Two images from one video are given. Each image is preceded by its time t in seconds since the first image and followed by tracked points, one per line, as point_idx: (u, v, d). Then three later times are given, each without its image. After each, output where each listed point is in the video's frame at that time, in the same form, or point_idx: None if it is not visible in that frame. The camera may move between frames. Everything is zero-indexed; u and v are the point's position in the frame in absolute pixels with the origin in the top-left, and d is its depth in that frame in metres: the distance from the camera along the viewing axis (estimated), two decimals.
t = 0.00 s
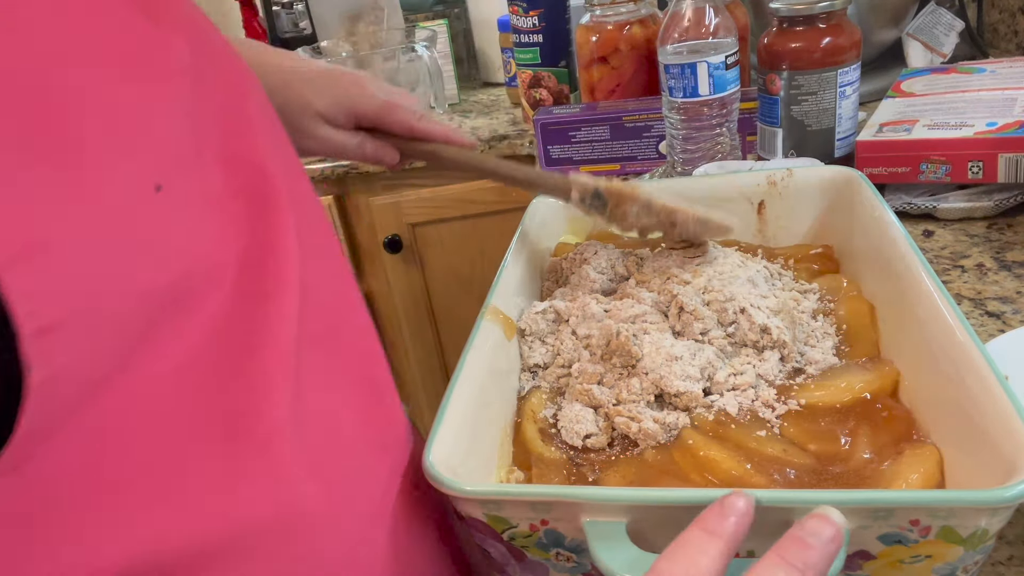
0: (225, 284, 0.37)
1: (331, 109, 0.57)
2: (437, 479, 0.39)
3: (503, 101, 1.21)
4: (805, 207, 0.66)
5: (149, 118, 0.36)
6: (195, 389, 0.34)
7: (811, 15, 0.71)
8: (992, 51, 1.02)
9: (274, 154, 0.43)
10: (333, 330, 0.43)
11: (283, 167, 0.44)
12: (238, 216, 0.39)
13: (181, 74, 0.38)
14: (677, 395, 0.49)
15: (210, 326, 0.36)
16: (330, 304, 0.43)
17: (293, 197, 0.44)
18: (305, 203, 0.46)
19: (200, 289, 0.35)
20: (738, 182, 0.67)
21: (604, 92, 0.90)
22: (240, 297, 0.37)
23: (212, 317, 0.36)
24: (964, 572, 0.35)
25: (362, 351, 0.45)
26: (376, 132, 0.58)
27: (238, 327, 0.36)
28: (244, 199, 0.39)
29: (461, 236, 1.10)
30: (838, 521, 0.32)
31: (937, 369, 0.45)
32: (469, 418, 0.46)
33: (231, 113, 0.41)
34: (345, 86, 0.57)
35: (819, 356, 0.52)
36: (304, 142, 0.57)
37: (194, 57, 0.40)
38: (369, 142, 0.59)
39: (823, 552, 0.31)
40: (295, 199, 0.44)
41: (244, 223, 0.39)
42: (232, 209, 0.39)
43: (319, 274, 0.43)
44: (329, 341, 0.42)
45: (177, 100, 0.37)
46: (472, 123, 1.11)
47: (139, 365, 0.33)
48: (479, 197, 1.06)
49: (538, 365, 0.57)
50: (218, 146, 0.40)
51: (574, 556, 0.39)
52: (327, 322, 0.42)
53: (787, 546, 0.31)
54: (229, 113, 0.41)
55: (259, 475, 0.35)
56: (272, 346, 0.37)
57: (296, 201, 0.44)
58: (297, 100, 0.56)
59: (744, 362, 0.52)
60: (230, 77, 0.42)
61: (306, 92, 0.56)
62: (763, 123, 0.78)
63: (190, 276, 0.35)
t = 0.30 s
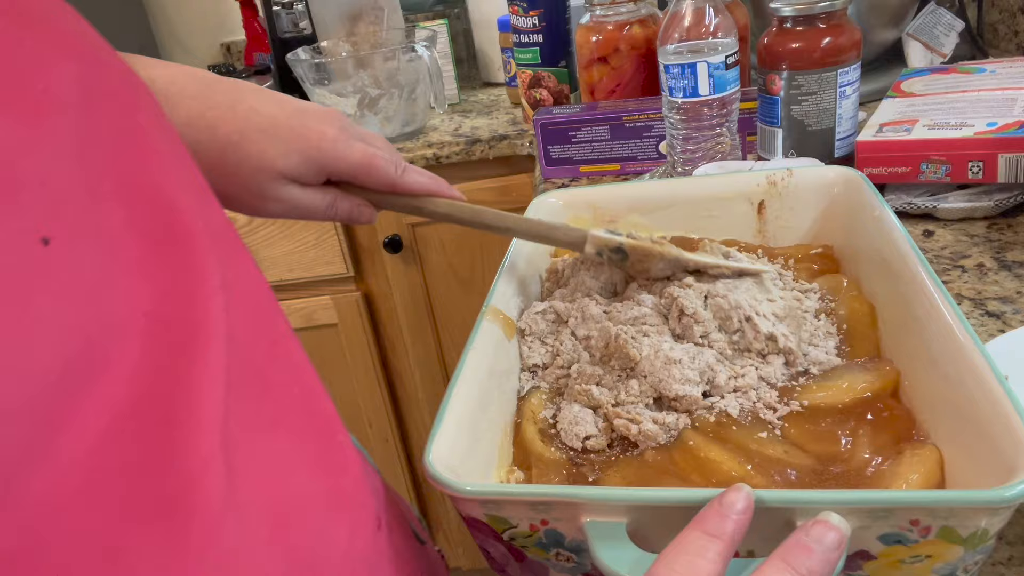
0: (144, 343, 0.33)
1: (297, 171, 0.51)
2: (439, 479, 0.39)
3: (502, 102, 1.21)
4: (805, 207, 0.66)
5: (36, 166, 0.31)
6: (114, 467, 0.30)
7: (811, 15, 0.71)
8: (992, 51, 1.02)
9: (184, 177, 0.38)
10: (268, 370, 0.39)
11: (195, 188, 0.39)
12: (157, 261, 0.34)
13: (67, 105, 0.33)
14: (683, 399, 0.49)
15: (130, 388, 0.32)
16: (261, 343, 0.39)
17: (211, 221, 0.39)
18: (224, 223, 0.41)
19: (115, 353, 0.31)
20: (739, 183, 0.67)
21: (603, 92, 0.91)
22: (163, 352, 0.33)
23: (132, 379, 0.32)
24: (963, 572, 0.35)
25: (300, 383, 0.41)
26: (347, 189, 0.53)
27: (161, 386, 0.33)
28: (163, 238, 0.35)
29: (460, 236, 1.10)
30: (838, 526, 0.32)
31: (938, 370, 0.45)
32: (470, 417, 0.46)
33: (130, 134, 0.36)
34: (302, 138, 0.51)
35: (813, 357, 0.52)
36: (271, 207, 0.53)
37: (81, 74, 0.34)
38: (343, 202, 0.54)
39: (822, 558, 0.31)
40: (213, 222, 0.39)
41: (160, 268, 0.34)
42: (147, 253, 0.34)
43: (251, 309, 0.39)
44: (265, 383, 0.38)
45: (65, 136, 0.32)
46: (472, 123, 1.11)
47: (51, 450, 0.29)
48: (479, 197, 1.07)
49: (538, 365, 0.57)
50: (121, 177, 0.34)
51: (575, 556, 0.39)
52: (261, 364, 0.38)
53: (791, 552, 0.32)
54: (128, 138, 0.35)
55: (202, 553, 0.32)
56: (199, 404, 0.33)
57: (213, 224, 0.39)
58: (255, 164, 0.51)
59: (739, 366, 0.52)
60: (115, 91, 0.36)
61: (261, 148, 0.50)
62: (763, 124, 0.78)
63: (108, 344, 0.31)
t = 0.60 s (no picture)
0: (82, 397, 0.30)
1: (272, 217, 0.47)
2: (439, 478, 0.39)
3: (502, 102, 1.21)
4: (804, 207, 0.66)
5: None
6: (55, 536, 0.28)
7: (811, 15, 0.71)
8: (992, 51, 1.02)
9: (123, 202, 0.35)
10: (226, 407, 0.36)
11: (137, 212, 0.36)
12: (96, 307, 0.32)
13: None
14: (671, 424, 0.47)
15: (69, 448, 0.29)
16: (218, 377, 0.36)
17: (156, 249, 0.36)
18: (172, 247, 0.38)
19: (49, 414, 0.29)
20: (739, 182, 0.67)
21: (603, 92, 0.91)
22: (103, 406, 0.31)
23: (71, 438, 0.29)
24: (964, 572, 0.35)
25: (257, 415, 0.38)
26: (327, 234, 0.48)
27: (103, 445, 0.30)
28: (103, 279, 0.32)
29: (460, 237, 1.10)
30: (839, 526, 0.33)
31: (941, 373, 0.44)
32: (469, 419, 0.46)
33: (61, 166, 0.33)
34: (277, 180, 0.45)
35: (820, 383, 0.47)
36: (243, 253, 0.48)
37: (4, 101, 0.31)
38: (322, 246, 0.50)
39: (824, 560, 0.32)
40: (157, 248, 0.36)
41: (100, 313, 0.32)
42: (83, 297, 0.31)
43: (203, 341, 0.37)
44: (222, 421, 0.36)
45: None
46: (472, 123, 1.11)
47: None
48: (478, 197, 1.06)
49: (537, 364, 0.57)
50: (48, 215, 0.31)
51: (575, 556, 0.39)
52: (218, 401, 0.36)
53: (795, 552, 0.32)
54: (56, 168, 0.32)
55: None
56: (144, 459, 0.31)
57: (158, 251, 0.36)
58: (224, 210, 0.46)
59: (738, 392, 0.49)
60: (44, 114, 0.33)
61: (229, 188, 0.45)
62: (763, 124, 0.78)
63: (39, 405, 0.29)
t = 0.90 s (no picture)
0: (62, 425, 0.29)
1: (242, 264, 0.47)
2: (439, 479, 0.39)
3: (502, 102, 1.21)
4: (804, 207, 0.66)
5: None
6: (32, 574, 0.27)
7: (811, 15, 0.71)
8: (992, 51, 1.02)
9: (107, 228, 0.35)
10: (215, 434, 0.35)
11: (122, 238, 0.36)
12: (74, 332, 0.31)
13: None
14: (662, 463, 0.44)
15: (46, 479, 0.28)
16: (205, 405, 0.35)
17: (145, 273, 0.36)
18: (161, 272, 0.37)
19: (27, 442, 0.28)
20: (739, 182, 0.67)
21: (603, 92, 0.91)
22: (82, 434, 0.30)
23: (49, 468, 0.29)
24: (964, 572, 0.35)
25: (251, 442, 0.37)
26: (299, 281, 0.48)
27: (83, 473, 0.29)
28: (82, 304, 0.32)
29: (461, 237, 1.10)
30: (840, 526, 0.33)
31: (943, 374, 0.44)
32: (469, 422, 0.46)
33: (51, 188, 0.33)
34: (245, 224, 0.45)
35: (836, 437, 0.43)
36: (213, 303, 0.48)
37: None
38: (292, 292, 0.49)
39: (826, 560, 0.32)
40: (143, 274, 0.36)
41: (82, 339, 0.31)
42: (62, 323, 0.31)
43: (190, 367, 0.36)
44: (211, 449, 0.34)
45: None
46: (472, 123, 1.11)
47: None
48: (478, 197, 1.06)
49: (537, 364, 0.57)
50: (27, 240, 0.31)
51: (575, 556, 0.39)
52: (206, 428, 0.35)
53: (797, 552, 0.32)
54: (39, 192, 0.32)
55: None
56: (126, 488, 0.30)
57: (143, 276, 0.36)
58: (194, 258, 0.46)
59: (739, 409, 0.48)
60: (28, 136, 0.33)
61: (201, 232, 0.45)
62: (763, 124, 0.78)
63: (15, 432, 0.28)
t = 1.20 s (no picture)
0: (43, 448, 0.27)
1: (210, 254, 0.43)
2: (440, 479, 0.39)
3: (502, 102, 1.21)
4: (804, 207, 0.66)
5: None
6: None
7: (811, 15, 0.71)
8: (992, 51, 1.02)
9: (102, 228, 0.32)
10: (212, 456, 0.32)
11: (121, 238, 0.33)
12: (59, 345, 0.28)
13: None
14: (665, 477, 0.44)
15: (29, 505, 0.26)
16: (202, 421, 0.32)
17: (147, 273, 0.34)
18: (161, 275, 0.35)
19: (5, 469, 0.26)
20: (739, 182, 0.67)
21: (603, 92, 0.91)
22: (66, 455, 0.27)
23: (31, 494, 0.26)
24: (964, 572, 0.35)
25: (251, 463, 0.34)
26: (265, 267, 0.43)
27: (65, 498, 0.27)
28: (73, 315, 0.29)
29: (461, 237, 1.10)
30: (840, 528, 0.33)
31: (943, 375, 0.44)
32: (469, 423, 0.45)
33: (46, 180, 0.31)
34: (196, 202, 0.41)
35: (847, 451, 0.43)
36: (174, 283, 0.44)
37: None
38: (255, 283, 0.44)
39: (828, 561, 0.32)
40: (143, 281, 0.33)
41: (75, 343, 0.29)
42: (49, 334, 0.28)
43: (189, 379, 0.33)
44: (208, 472, 0.32)
45: None
46: (472, 123, 1.11)
47: None
48: (478, 197, 1.06)
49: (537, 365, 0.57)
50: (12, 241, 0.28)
51: (575, 556, 0.39)
52: (204, 450, 0.32)
53: (799, 553, 0.32)
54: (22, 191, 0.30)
55: None
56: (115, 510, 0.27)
57: (144, 283, 0.33)
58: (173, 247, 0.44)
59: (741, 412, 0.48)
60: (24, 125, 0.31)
61: (158, 213, 0.41)
62: (763, 124, 0.78)
63: None
